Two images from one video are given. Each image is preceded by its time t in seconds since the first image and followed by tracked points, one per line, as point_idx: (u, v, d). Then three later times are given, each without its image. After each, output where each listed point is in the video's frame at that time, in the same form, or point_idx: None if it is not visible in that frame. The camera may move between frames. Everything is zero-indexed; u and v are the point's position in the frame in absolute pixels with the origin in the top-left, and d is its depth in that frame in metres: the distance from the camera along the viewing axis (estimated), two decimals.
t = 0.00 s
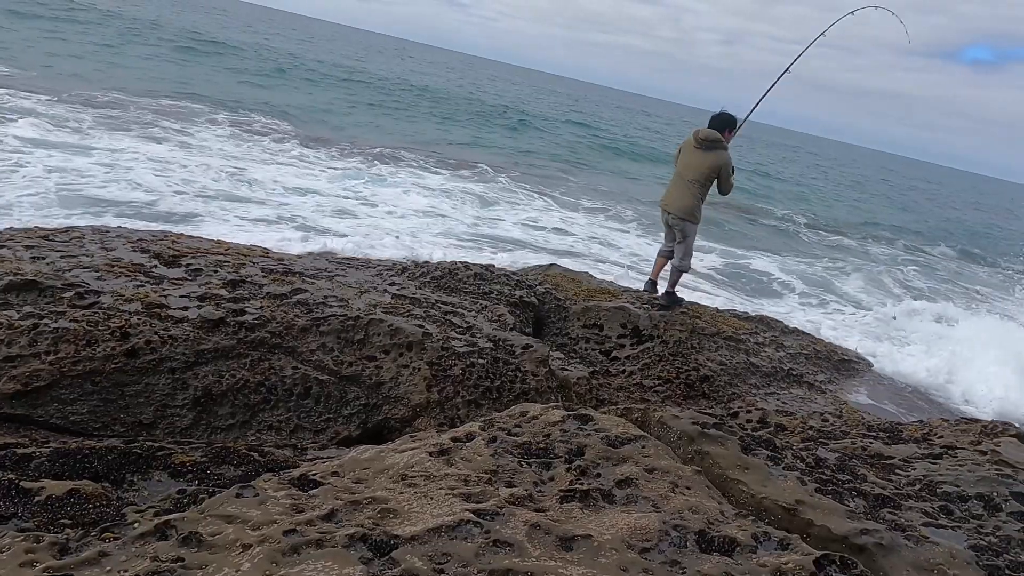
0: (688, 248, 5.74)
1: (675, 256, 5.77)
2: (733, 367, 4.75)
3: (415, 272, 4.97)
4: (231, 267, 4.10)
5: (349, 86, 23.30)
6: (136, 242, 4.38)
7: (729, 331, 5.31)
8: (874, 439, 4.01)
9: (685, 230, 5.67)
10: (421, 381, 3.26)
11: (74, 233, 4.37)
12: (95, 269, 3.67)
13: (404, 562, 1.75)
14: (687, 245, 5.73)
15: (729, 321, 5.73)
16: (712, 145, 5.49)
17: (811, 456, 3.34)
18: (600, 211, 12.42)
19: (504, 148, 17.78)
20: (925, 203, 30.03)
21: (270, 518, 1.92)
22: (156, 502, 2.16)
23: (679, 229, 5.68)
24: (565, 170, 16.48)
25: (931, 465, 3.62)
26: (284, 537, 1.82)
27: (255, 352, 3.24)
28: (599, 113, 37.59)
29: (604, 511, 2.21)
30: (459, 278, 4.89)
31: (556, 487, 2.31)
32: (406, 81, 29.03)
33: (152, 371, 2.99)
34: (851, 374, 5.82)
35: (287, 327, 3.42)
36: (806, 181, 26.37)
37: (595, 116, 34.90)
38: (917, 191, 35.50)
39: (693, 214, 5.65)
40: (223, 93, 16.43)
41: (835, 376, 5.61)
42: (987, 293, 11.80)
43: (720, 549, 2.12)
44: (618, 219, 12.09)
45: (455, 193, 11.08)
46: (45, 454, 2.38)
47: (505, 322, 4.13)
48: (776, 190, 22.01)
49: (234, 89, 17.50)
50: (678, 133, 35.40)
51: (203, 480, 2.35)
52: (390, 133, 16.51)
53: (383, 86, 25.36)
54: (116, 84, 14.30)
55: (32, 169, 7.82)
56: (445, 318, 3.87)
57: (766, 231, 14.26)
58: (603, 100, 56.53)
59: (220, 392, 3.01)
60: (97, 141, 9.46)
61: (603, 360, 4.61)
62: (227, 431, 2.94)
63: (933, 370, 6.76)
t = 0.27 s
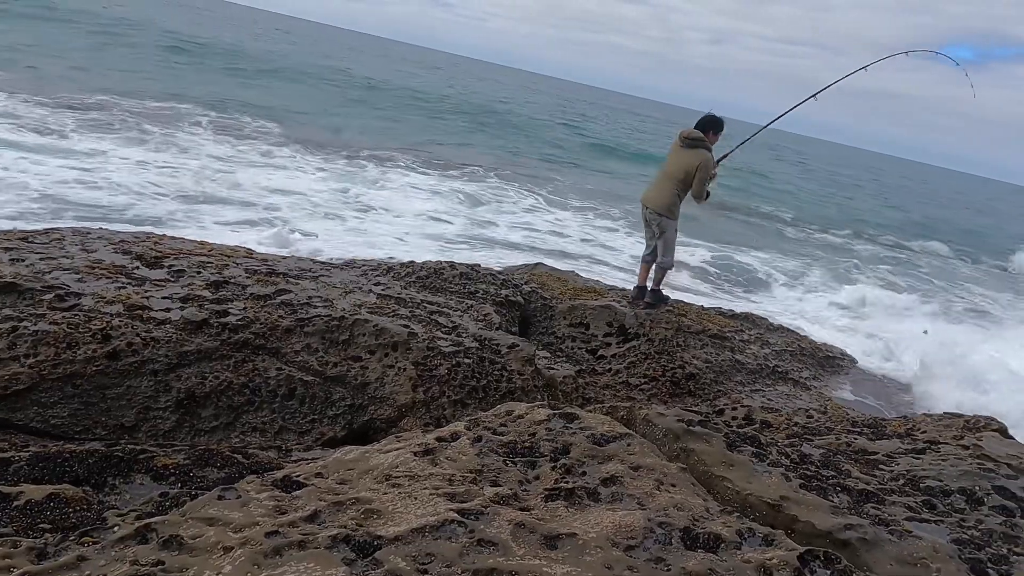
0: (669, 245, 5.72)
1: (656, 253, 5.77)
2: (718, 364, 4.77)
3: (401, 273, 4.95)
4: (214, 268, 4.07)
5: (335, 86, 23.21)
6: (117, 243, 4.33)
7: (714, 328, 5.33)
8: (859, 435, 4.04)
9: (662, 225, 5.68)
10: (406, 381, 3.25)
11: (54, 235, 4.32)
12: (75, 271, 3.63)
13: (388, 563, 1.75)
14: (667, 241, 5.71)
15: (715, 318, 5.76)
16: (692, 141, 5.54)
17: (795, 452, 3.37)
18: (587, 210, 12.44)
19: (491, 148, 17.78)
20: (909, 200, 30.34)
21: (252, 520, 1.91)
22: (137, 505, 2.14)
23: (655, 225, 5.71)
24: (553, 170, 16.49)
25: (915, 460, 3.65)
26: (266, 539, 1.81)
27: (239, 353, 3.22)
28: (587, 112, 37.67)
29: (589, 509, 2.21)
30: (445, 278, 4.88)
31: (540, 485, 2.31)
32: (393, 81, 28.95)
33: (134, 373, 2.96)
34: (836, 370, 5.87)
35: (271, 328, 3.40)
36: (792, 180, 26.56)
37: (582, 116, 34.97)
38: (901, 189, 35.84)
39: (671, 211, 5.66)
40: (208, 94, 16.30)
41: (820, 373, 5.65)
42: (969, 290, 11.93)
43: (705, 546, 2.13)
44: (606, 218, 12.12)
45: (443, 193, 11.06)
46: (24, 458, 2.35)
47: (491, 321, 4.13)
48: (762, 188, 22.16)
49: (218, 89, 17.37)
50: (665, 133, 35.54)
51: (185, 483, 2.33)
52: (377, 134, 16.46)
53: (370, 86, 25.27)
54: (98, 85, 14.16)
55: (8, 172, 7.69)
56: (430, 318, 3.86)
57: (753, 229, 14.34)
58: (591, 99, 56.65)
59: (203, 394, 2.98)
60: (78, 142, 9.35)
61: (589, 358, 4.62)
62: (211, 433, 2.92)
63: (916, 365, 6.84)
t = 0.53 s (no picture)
0: (653, 243, 5.76)
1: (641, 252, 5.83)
2: (706, 362, 4.80)
3: (389, 274, 4.95)
4: (201, 269, 4.05)
5: (323, 87, 23.14)
6: (102, 245, 4.30)
7: (702, 326, 5.37)
8: (846, 431, 4.08)
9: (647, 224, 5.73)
10: (394, 382, 3.24)
11: (38, 237, 4.27)
12: (60, 273, 3.60)
13: (377, 563, 1.75)
14: (651, 239, 5.75)
15: (703, 316, 5.80)
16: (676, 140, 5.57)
17: (783, 449, 3.40)
18: (576, 209, 12.48)
19: (480, 148, 17.79)
20: (895, 198, 30.62)
21: (240, 522, 1.90)
22: (125, 508, 2.12)
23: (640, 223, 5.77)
24: (543, 169, 16.53)
25: (901, 455, 3.69)
26: (254, 540, 1.80)
27: (226, 355, 3.21)
28: (576, 112, 37.75)
29: (578, 507, 2.22)
30: (434, 278, 4.89)
31: (530, 485, 2.31)
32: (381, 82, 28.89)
33: (120, 376, 2.94)
34: (823, 367, 5.92)
35: (258, 329, 3.39)
36: (779, 178, 26.74)
37: (571, 115, 35.04)
38: (887, 186, 36.18)
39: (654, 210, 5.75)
40: (194, 95, 16.21)
41: (806, 369, 5.70)
42: (954, 287, 12.08)
43: (694, 543, 2.14)
44: (595, 217, 12.16)
45: (432, 193, 11.07)
46: (8, 463, 2.33)
47: (479, 321, 4.13)
48: (750, 187, 22.29)
49: (205, 90, 17.26)
50: (654, 132, 35.68)
51: (173, 486, 2.32)
52: (366, 134, 16.43)
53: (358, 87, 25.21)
54: (82, 86, 14.03)
55: None
56: (419, 318, 3.85)
57: (741, 227, 14.44)
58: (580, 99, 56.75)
59: (190, 396, 2.97)
60: (62, 144, 9.27)
61: (578, 357, 4.64)
62: (199, 435, 2.91)
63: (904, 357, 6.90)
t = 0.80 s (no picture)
0: (639, 241, 5.78)
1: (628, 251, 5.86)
2: (694, 359, 4.83)
3: (377, 274, 4.94)
4: (187, 270, 4.03)
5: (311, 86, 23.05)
6: (87, 247, 4.26)
7: (690, 324, 5.40)
8: (833, 427, 4.11)
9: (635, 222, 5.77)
10: (383, 382, 3.24)
11: (22, 239, 4.23)
12: (44, 275, 3.57)
13: (366, 564, 1.74)
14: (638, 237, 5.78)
15: (691, 314, 5.83)
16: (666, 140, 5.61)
17: (771, 446, 3.42)
18: (565, 208, 12.50)
19: (469, 147, 17.78)
20: (881, 195, 30.90)
21: (228, 525, 1.89)
22: (112, 512, 2.11)
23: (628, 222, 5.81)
24: (532, 168, 16.53)
25: (887, 451, 3.73)
26: (242, 543, 1.80)
27: (214, 356, 3.19)
28: (565, 111, 37.81)
29: (567, 506, 2.22)
30: (422, 277, 4.88)
31: (519, 484, 2.32)
32: (370, 81, 28.81)
33: (106, 379, 2.92)
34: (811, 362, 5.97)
35: (246, 330, 3.37)
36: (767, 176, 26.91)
37: (560, 114, 35.07)
38: (873, 184, 36.49)
39: (641, 209, 5.78)
40: (181, 95, 16.09)
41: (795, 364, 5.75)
42: (939, 284, 12.21)
43: (682, 540, 2.16)
44: (584, 216, 12.19)
45: (421, 192, 11.05)
46: None
47: (468, 321, 4.13)
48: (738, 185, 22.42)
49: (192, 90, 17.15)
50: (643, 131, 35.79)
51: (160, 489, 2.30)
52: (354, 134, 16.37)
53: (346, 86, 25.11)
54: (67, 87, 13.90)
55: None
56: (407, 318, 3.84)
57: (729, 225, 14.52)
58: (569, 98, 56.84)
59: (177, 398, 2.95)
60: (46, 146, 9.18)
61: (567, 356, 4.64)
62: (186, 437, 2.89)
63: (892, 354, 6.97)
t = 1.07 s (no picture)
0: (624, 240, 5.82)
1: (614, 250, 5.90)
2: (682, 358, 4.86)
3: (365, 274, 4.94)
4: (173, 272, 4.01)
5: (299, 87, 22.94)
6: (71, 249, 4.22)
7: (678, 323, 5.43)
8: (820, 424, 4.15)
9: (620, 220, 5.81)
10: (371, 383, 3.23)
11: (5, 241, 4.18)
12: (27, 278, 3.53)
13: (354, 566, 1.74)
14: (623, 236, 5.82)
15: (679, 313, 5.87)
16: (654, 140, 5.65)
17: (759, 443, 3.45)
18: (555, 207, 12.53)
19: (458, 147, 17.77)
20: (868, 194, 31.17)
21: (215, 527, 1.87)
22: (97, 516, 2.09)
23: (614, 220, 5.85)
24: (521, 168, 16.56)
25: (874, 447, 3.76)
26: (228, 546, 1.78)
27: (200, 358, 3.18)
28: (554, 111, 37.86)
29: (556, 505, 2.23)
30: (410, 277, 4.88)
31: (507, 484, 2.32)
32: (358, 82, 28.72)
33: (91, 382, 2.90)
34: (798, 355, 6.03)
35: (232, 332, 3.36)
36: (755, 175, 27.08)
37: (549, 114, 35.12)
38: (860, 182, 36.81)
39: (627, 207, 5.82)
40: (167, 96, 15.98)
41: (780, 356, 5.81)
42: (925, 282, 12.34)
43: (671, 538, 2.17)
44: (574, 215, 12.22)
45: (411, 193, 11.04)
46: None
47: (456, 320, 4.13)
48: (727, 183, 22.54)
49: (178, 91, 17.02)
50: (632, 130, 35.89)
51: (146, 492, 2.28)
52: (342, 134, 16.31)
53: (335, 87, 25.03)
54: (51, 89, 13.77)
55: None
56: (395, 318, 3.84)
57: (718, 224, 14.59)
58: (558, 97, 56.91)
59: (163, 401, 2.93)
60: (30, 148, 9.09)
61: (555, 355, 4.65)
62: (173, 440, 2.87)
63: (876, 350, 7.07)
